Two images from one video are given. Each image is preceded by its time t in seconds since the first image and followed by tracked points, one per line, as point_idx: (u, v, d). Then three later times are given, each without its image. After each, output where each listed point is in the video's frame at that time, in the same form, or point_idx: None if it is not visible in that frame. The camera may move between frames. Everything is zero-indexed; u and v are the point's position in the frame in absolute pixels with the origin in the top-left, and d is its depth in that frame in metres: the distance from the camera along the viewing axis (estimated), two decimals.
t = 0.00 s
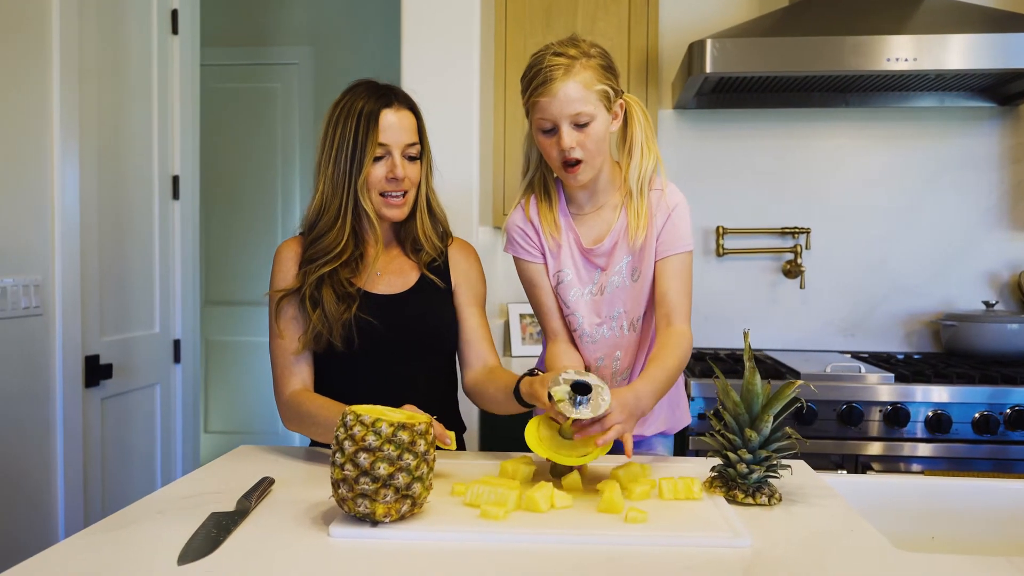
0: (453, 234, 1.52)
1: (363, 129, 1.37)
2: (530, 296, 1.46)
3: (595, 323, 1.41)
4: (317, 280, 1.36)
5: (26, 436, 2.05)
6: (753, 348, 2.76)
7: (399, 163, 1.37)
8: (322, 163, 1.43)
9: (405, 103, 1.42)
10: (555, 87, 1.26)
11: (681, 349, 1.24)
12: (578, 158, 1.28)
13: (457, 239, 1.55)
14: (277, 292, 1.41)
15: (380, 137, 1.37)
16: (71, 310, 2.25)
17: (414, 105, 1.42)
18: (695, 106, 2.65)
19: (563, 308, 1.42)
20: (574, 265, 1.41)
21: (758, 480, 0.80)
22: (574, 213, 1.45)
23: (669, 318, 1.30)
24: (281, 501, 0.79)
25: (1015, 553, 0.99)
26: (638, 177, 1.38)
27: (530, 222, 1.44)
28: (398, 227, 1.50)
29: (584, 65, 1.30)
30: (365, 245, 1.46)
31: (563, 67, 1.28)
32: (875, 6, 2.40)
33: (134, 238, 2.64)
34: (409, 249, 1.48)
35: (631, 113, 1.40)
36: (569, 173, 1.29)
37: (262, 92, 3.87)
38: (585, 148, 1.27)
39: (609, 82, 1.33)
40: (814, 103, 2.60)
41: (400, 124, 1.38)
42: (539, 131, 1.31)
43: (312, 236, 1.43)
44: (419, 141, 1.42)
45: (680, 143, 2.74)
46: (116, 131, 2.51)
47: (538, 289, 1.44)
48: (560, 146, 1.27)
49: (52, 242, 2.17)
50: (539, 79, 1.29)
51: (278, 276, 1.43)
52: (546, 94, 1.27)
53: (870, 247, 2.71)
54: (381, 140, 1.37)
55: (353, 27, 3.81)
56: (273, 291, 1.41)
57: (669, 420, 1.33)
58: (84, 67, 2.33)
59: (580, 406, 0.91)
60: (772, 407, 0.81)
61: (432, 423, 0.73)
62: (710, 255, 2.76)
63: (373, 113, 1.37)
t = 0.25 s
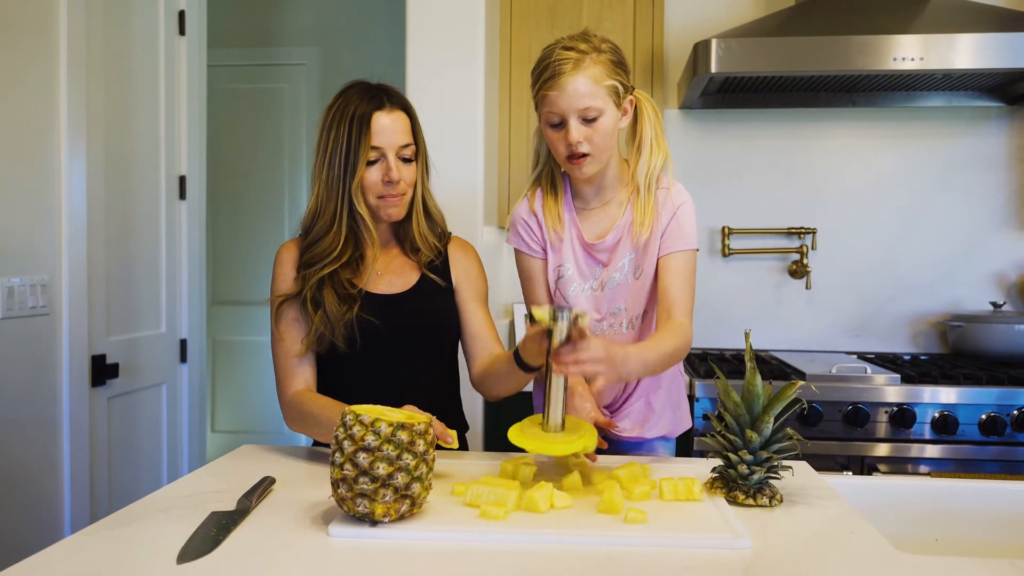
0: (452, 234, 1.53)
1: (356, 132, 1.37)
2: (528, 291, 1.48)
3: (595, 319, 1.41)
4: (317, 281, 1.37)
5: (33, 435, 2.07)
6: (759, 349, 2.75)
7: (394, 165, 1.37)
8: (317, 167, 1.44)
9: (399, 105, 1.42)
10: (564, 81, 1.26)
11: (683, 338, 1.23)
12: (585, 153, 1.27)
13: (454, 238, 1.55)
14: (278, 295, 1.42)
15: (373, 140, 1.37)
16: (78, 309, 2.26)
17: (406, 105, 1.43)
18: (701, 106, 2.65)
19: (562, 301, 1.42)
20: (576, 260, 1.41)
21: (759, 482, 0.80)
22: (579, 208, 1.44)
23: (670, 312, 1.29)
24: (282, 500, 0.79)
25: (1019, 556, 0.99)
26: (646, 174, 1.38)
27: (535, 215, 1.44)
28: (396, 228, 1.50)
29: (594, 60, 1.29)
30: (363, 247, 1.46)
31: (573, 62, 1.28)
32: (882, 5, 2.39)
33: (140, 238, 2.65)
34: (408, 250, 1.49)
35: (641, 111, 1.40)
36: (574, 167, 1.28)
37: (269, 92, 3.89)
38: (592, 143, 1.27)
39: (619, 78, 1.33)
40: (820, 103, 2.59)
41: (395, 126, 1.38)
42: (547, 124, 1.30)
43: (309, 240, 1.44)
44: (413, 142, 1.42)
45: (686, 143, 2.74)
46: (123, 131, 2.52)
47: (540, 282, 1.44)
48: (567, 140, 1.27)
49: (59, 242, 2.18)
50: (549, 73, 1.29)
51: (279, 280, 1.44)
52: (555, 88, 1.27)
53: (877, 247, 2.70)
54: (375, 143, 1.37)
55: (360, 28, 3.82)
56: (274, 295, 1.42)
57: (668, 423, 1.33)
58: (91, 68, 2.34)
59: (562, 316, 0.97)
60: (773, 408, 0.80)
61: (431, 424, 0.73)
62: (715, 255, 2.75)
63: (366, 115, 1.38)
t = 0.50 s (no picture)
0: (448, 233, 1.52)
1: (350, 132, 1.38)
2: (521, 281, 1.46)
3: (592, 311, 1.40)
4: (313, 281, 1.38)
5: (36, 434, 2.07)
6: (762, 349, 2.74)
7: (388, 166, 1.37)
8: (312, 169, 1.45)
9: (394, 105, 1.42)
10: (572, 72, 1.26)
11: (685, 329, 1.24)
12: (590, 145, 1.27)
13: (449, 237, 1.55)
14: (275, 297, 1.43)
15: (367, 141, 1.37)
16: (81, 309, 2.26)
17: (401, 105, 1.43)
18: (704, 105, 2.64)
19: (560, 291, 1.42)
20: (574, 252, 1.41)
21: (757, 482, 0.80)
22: (581, 201, 1.44)
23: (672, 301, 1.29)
24: (280, 500, 0.79)
25: (1020, 557, 0.98)
26: (651, 170, 1.37)
27: (536, 208, 1.46)
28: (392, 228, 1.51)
29: (603, 53, 1.29)
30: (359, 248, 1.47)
31: (581, 53, 1.28)
32: (886, 4, 2.38)
33: (144, 238, 2.65)
34: (404, 250, 1.49)
35: (647, 107, 1.40)
36: (578, 157, 1.28)
37: (273, 93, 3.90)
38: (598, 135, 1.27)
39: (628, 72, 1.33)
40: (824, 102, 2.59)
41: (389, 126, 1.38)
42: (553, 115, 1.30)
43: (305, 242, 1.45)
44: (408, 142, 1.42)
45: (688, 142, 2.73)
46: (126, 131, 2.53)
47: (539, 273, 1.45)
48: (573, 131, 1.27)
49: (62, 242, 2.19)
50: (557, 64, 1.29)
51: (276, 282, 1.45)
52: (563, 78, 1.27)
53: (881, 247, 2.69)
54: (369, 143, 1.37)
55: (363, 28, 3.82)
56: (272, 298, 1.43)
57: (664, 427, 1.34)
58: (94, 68, 2.34)
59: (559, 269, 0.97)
60: (771, 408, 0.80)
61: (428, 423, 0.73)
62: (718, 255, 2.75)
63: (360, 115, 1.38)
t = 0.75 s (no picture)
0: (443, 234, 1.53)
1: (345, 133, 1.38)
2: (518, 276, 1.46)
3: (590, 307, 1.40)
4: (309, 282, 1.38)
5: (38, 434, 2.08)
6: (763, 349, 2.74)
7: (382, 168, 1.37)
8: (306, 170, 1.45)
9: (389, 107, 1.42)
10: (576, 70, 1.26)
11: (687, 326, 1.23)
12: (592, 143, 1.27)
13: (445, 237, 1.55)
14: (271, 298, 1.43)
15: (361, 143, 1.37)
16: (82, 309, 2.27)
17: (397, 107, 1.44)
18: (704, 105, 2.64)
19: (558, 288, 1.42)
20: (574, 249, 1.41)
21: (752, 483, 0.80)
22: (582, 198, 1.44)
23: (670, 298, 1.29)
24: (274, 501, 0.79)
25: (1016, 559, 0.98)
26: (653, 170, 1.37)
27: (536, 203, 1.45)
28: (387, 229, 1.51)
29: (608, 52, 1.29)
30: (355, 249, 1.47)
31: (585, 52, 1.28)
32: (887, 4, 2.38)
33: (145, 239, 2.66)
34: (400, 251, 1.49)
35: (651, 107, 1.40)
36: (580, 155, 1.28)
37: (275, 93, 3.90)
38: (601, 134, 1.27)
39: (632, 72, 1.33)
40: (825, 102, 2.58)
41: (384, 128, 1.38)
42: (556, 113, 1.30)
43: (299, 243, 1.45)
44: (403, 144, 1.43)
45: (689, 142, 2.73)
46: (128, 131, 2.53)
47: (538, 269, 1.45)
48: (575, 129, 1.27)
49: (63, 242, 2.20)
50: (562, 62, 1.30)
51: (272, 284, 1.45)
52: (567, 76, 1.27)
53: (882, 247, 2.69)
54: (363, 145, 1.37)
55: (365, 29, 3.83)
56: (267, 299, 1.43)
57: (658, 426, 1.34)
58: (95, 68, 2.35)
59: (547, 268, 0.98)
60: (765, 409, 0.80)
61: (422, 424, 0.73)
62: (719, 255, 2.74)
63: (355, 117, 1.38)
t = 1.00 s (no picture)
0: (443, 234, 1.52)
1: (346, 133, 1.38)
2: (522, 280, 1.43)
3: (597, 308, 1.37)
4: (308, 281, 1.39)
5: (43, 433, 2.09)
6: (766, 350, 2.73)
7: (382, 168, 1.38)
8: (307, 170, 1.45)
9: (389, 107, 1.42)
10: (580, 73, 1.25)
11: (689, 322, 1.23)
12: (597, 144, 1.27)
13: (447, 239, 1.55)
14: (271, 298, 1.44)
15: (361, 143, 1.38)
16: (86, 309, 2.27)
17: (397, 107, 1.44)
18: (708, 105, 2.63)
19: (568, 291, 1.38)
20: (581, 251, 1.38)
21: (749, 483, 0.80)
22: (585, 200, 1.42)
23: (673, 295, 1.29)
24: (273, 500, 0.79)
25: (1016, 559, 0.98)
26: (656, 170, 1.36)
27: (542, 207, 1.42)
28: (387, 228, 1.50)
29: (611, 54, 1.28)
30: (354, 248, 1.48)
31: (589, 54, 1.26)
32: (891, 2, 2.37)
33: (150, 238, 2.67)
34: (399, 251, 1.49)
35: (653, 107, 1.38)
36: (585, 156, 1.28)
37: (280, 93, 3.91)
38: (604, 135, 1.27)
39: (635, 73, 1.31)
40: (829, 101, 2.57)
41: (384, 128, 1.39)
42: (560, 115, 1.30)
43: (299, 243, 1.46)
44: (403, 145, 1.43)
45: (693, 142, 2.72)
46: (132, 131, 2.54)
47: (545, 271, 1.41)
48: (579, 131, 1.27)
49: (67, 242, 2.20)
50: (565, 64, 1.28)
51: (271, 283, 1.45)
52: (570, 79, 1.26)
53: (886, 247, 2.68)
54: (363, 146, 1.38)
55: (370, 28, 3.83)
56: (267, 298, 1.44)
57: (662, 426, 1.33)
58: (99, 68, 2.35)
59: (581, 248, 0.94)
60: (764, 409, 0.79)
61: (419, 424, 0.73)
62: (723, 255, 2.74)
63: (356, 117, 1.39)
